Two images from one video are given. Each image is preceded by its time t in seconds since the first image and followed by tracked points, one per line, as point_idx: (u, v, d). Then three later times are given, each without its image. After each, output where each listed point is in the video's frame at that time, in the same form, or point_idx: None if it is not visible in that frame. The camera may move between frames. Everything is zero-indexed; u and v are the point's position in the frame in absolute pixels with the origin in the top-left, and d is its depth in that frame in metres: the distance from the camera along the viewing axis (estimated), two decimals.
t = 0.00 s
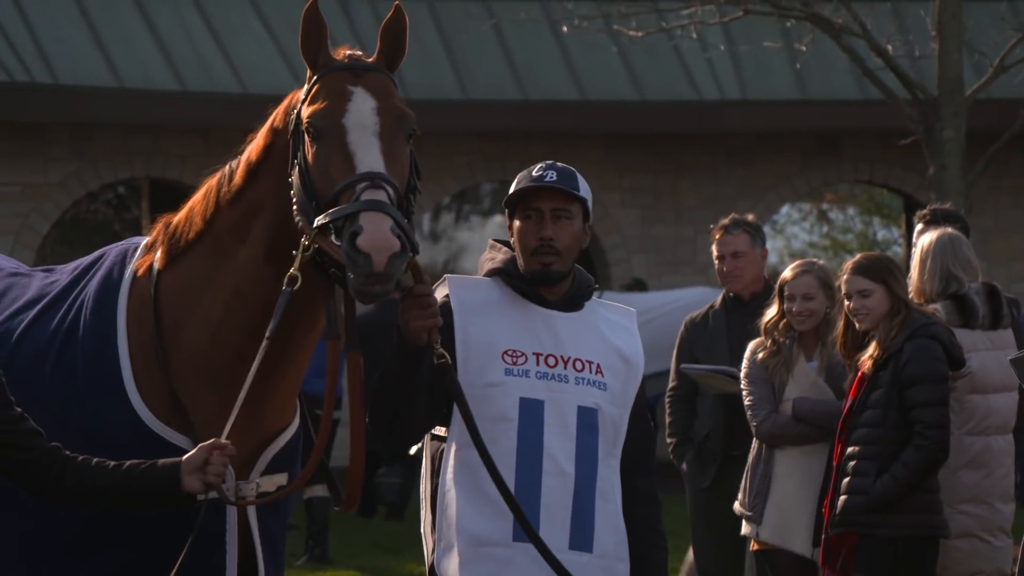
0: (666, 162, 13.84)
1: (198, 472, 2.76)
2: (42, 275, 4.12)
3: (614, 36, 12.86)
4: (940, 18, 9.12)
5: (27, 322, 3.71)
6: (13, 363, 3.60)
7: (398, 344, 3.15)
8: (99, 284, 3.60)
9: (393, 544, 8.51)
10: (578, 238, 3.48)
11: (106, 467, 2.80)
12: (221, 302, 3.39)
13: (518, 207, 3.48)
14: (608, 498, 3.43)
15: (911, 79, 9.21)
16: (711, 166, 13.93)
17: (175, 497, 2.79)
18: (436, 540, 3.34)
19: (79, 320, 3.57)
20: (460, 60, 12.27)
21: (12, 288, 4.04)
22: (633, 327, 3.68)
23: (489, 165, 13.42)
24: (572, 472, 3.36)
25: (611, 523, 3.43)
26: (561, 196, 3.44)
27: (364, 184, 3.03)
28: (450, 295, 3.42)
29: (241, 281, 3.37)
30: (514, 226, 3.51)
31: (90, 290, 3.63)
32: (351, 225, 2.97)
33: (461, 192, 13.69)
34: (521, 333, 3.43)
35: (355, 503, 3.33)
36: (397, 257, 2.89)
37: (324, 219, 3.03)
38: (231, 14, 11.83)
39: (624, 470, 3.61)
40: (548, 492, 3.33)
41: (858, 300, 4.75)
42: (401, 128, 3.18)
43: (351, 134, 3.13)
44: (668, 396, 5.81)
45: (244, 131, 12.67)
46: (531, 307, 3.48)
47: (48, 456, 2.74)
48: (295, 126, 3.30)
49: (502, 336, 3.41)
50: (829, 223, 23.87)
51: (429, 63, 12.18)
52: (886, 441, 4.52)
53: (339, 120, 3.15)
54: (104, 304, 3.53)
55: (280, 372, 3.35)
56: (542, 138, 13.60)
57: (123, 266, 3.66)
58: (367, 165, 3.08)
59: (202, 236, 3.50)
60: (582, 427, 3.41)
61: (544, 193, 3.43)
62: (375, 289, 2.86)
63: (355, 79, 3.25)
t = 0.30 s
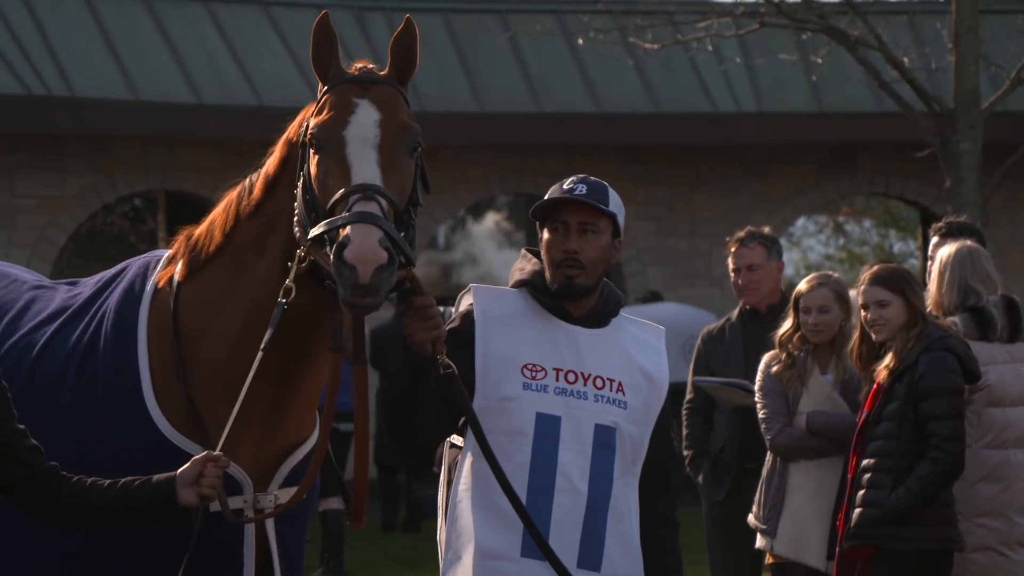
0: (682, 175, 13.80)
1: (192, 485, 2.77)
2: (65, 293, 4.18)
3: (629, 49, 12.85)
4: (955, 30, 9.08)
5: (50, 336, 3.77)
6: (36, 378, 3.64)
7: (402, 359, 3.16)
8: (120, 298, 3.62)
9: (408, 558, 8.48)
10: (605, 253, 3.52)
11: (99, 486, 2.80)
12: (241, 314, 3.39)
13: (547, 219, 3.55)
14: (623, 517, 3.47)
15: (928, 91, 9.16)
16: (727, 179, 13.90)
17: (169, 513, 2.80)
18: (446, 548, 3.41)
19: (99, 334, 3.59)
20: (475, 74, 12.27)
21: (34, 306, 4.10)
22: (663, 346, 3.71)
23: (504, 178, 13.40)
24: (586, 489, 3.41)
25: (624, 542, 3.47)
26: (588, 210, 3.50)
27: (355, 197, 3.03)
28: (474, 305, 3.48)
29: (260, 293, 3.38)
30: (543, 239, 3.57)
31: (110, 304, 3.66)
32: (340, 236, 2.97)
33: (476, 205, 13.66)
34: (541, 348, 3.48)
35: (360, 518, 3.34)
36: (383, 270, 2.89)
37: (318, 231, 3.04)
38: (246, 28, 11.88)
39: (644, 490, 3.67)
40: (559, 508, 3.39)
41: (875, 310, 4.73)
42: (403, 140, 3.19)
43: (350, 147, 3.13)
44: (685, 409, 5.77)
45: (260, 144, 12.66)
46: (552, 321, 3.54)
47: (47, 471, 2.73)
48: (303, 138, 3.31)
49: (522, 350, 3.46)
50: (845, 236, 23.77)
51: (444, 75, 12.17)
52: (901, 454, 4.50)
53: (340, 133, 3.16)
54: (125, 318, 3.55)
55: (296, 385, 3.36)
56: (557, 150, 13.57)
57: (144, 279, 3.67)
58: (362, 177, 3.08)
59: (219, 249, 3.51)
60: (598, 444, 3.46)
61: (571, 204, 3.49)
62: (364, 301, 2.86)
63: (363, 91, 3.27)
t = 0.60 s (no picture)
0: (694, 187, 13.80)
1: (189, 492, 2.79)
2: (82, 303, 4.20)
3: (642, 61, 12.86)
4: (968, 43, 9.07)
5: (65, 346, 3.78)
6: (51, 387, 3.66)
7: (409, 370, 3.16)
8: (135, 307, 3.63)
9: (419, 568, 8.49)
10: (626, 269, 3.53)
11: (96, 496, 2.82)
12: (256, 325, 3.40)
13: (568, 232, 3.54)
14: (635, 530, 3.46)
15: (940, 103, 9.14)
16: (739, 191, 13.90)
17: (164, 523, 2.81)
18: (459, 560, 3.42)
19: (113, 343, 3.60)
20: (487, 85, 12.29)
21: (52, 317, 4.12)
22: (677, 360, 3.69)
23: (516, 189, 13.40)
24: (598, 502, 3.41)
25: (636, 555, 3.45)
26: (611, 225, 3.50)
27: (358, 209, 3.03)
28: (490, 315, 3.49)
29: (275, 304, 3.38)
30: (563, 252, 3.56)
31: (126, 313, 3.67)
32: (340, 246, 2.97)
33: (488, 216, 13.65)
34: (555, 360, 3.48)
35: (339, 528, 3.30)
36: (383, 281, 2.89)
37: (324, 241, 3.05)
38: (260, 39, 11.92)
39: (657, 506, 3.65)
40: (571, 520, 3.39)
41: (888, 320, 4.72)
42: (409, 151, 3.19)
43: (356, 158, 3.14)
44: (696, 419, 5.79)
45: (272, 154, 12.69)
46: (568, 332, 3.54)
47: (41, 480, 2.75)
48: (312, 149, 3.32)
49: (537, 361, 3.46)
50: (857, 247, 23.71)
51: (456, 87, 12.19)
52: (914, 466, 4.48)
53: (346, 144, 3.17)
54: (140, 326, 3.56)
55: (310, 396, 3.37)
56: (570, 161, 13.57)
57: (159, 289, 3.69)
58: (365, 189, 3.09)
59: (233, 259, 3.52)
60: (612, 456, 3.46)
61: (595, 218, 3.49)
62: (366, 311, 2.86)
63: (372, 103, 3.28)
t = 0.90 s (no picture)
0: (704, 180, 13.78)
1: (194, 480, 2.81)
2: (95, 294, 4.22)
3: (652, 53, 12.84)
4: (980, 36, 9.04)
5: (78, 336, 3.80)
6: (64, 379, 3.68)
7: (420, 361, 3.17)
8: (148, 299, 3.65)
9: (429, 559, 8.52)
10: (648, 258, 3.57)
11: (101, 486, 2.84)
12: (268, 317, 3.41)
13: (596, 228, 3.50)
14: (650, 520, 3.48)
15: (951, 96, 9.12)
16: (749, 183, 13.88)
17: (170, 513, 2.84)
18: (475, 552, 3.42)
19: (126, 335, 3.62)
20: (497, 77, 12.29)
21: (66, 307, 4.14)
22: (685, 350, 3.70)
23: (526, 181, 13.40)
24: (614, 492, 3.42)
25: (651, 544, 3.46)
26: (641, 219, 3.51)
27: (364, 198, 3.04)
28: (502, 307, 3.49)
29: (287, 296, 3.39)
30: (587, 246, 3.52)
31: (138, 304, 3.69)
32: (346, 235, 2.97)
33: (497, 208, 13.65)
34: (569, 351, 3.49)
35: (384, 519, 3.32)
36: (388, 269, 2.89)
37: (330, 231, 3.05)
38: (270, 32, 11.94)
39: (666, 497, 3.66)
40: (589, 511, 3.39)
41: (897, 313, 4.72)
42: (418, 143, 3.20)
43: (363, 148, 3.15)
44: (705, 412, 5.80)
45: (281, 146, 12.70)
46: (579, 323, 3.54)
47: (46, 472, 2.76)
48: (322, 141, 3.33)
49: (550, 353, 3.47)
50: (868, 239, 23.67)
51: (466, 79, 12.19)
52: (923, 459, 4.49)
53: (356, 136, 3.17)
54: (153, 318, 3.58)
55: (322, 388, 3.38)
56: (579, 153, 13.56)
57: (172, 280, 3.70)
58: (372, 179, 3.09)
59: (245, 251, 3.53)
60: (626, 447, 3.47)
61: (629, 214, 3.47)
62: (370, 300, 2.86)
63: (382, 95, 3.29)
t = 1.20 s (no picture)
0: (712, 179, 13.76)
1: (203, 482, 2.82)
2: (105, 294, 4.24)
3: (662, 53, 12.83)
4: (989, 36, 9.00)
5: (89, 336, 3.82)
6: (74, 378, 3.70)
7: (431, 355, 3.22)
8: (157, 299, 3.66)
9: (437, 560, 8.51)
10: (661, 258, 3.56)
11: (110, 486, 2.86)
12: (277, 317, 3.41)
13: (608, 229, 3.49)
14: (661, 520, 3.48)
15: (960, 96, 9.09)
16: (758, 183, 13.86)
17: (179, 513, 2.85)
18: (486, 552, 3.43)
19: (136, 334, 3.64)
20: (506, 77, 12.29)
21: (77, 308, 4.16)
22: (694, 350, 3.70)
23: (534, 181, 13.39)
24: (625, 492, 3.42)
25: (661, 544, 3.47)
26: (653, 219, 3.50)
27: (369, 197, 3.04)
28: (513, 308, 3.50)
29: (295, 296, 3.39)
30: (600, 246, 3.51)
31: (149, 304, 3.71)
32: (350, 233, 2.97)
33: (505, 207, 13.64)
34: (580, 351, 3.49)
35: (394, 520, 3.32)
36: (391, 267, 2.88)
37: (335, 229, 3.05)
38: (279, 32, 11.95)
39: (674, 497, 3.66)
40: (600, 511, 3.39)
41: (904, 314, 4.71)
42: (424, 143, 3.20)
43: (369, 147, 3.15)
44: (713, 413, 5.81)
45: (290, 146, 12.71)
46: (590, 323, 3.54)
47: (54, 470, 2.79)
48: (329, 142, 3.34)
49: (563, 352, 3.47)
50: (877, 240, 23.58)
51: (475, 79, 12.19)
52: (929, 460, 4.48)
53: (361, 135, 3.18)
54: (163, 317, 3.59)
55: (331, 390, 3.39)
56: (588, 153, 13.55)
57: (182, 281, 3.71)
58: (376, 178, 3.09)
59: (255, 251, 3.53)
60: (638, 447, 3.47)
61: (643, 215, 3.46)
62: (374, 298, 2.85)
63: (389, 95, 3.29)
